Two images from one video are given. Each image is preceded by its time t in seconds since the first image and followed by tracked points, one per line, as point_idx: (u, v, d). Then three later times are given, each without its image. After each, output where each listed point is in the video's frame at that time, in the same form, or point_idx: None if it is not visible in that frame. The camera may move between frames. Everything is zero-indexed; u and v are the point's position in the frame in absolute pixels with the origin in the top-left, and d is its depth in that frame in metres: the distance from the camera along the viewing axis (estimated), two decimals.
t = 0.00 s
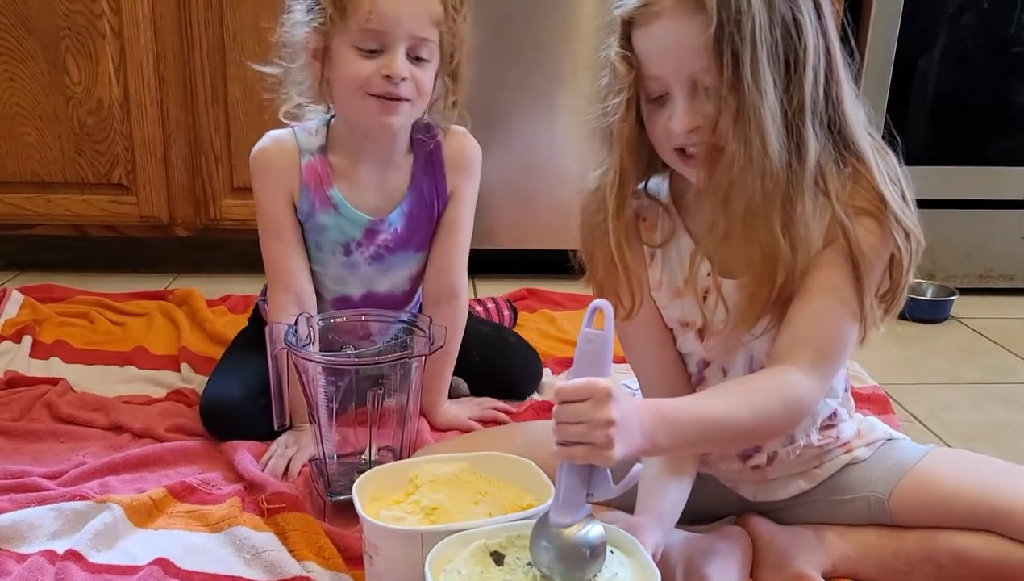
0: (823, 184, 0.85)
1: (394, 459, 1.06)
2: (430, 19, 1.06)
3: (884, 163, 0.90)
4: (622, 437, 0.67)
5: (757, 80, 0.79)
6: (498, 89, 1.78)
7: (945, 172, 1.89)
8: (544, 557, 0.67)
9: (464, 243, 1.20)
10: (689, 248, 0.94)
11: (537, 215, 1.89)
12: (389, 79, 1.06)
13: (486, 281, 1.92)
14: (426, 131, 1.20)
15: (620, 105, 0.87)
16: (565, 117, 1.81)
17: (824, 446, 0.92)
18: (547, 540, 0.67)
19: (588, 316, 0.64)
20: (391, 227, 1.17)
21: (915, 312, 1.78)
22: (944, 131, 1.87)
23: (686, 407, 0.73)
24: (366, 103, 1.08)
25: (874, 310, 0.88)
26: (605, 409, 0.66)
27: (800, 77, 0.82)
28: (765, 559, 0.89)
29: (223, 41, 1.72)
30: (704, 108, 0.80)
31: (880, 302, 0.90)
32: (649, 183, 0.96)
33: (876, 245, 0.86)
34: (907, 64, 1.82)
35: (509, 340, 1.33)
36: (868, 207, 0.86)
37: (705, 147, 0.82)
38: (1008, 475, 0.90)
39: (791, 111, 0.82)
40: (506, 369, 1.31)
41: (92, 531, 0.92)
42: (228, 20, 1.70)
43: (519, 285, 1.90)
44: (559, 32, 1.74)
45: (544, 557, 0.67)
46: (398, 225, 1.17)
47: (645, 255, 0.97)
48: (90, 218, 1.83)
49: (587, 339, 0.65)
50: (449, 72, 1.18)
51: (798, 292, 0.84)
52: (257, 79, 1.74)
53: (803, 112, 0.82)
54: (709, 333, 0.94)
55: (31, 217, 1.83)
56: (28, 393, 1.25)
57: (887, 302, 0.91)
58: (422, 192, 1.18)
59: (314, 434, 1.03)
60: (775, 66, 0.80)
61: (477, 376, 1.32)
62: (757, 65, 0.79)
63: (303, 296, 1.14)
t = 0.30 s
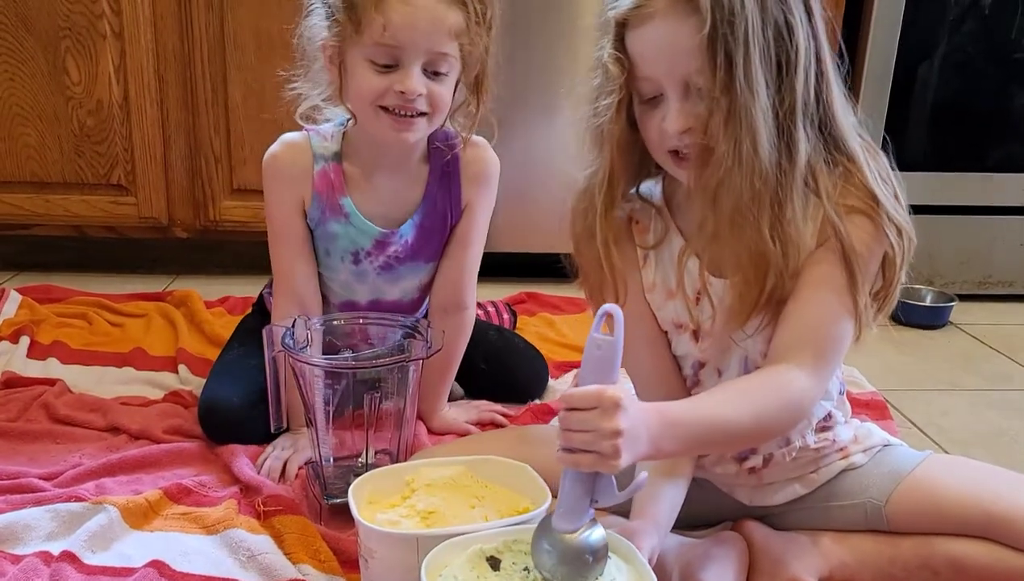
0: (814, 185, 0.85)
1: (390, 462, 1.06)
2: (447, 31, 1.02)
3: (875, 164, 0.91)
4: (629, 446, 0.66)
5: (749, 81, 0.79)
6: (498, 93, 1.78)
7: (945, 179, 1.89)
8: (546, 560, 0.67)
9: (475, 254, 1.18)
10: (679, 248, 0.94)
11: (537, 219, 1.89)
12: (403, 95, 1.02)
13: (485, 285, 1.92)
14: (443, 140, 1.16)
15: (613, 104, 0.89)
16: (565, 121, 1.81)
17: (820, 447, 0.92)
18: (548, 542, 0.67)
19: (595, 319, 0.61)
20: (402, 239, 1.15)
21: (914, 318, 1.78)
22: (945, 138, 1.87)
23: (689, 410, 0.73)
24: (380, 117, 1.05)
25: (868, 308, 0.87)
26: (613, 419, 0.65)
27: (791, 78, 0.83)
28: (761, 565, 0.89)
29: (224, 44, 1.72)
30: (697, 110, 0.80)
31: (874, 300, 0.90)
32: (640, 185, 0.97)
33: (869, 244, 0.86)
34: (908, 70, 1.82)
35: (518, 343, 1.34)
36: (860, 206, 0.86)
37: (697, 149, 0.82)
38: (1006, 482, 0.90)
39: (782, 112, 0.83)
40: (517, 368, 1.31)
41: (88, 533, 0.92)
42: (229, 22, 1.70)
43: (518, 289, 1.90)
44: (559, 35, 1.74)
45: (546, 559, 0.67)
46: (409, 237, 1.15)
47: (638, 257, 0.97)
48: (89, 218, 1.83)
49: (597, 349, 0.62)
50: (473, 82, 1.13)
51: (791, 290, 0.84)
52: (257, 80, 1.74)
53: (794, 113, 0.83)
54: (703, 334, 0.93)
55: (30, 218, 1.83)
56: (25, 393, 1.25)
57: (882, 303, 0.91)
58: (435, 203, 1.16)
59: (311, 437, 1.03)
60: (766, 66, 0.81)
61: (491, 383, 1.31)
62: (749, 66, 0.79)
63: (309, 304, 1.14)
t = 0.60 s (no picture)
0: (810, 182, 0.86)
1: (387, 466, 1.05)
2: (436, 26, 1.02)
3: (871, 163, 0.91)
4: (619, 451, 0.65)
5: (746, 77, 0.80)
6: (497, 95, 1.78)
7: (943, 183, 1.89)
8: (544, 561, 0.66)
9: (469, 252, 1.17)
10: (677, 247, 0.93)
11: (536, 222, 1.89)
12: (392, 92, 1.02)
13: (483, 288, 1.92)
14: (437, 138, 1.16)
15: (608, 103, 0.89)
16: (564, 124, 1.81)
17: (818, 448, 0.92)
18: (546, 541, 0.66)
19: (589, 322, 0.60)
20: (396, 241, 1.14)
21: (913, 322, 1.77)
22: (944, 142, 1.87)
23: (683, 408, 0.72)
24: (372, 116, 1.05)
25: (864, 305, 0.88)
26: (600, 427, 0.64)
27: (787, 75, 0.83)
28: (758, 569, 0.89)
29: (222, 45, 1.72)
30: (695, 106, 0.80)
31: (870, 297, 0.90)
32: (638, 186, 0.97)
33: (865, 240, 0.86)
34: (907, 74, 1.82)
35: (532, 345, 1.35)
36: (856, 204, 0.87)
37: (695, 147, 0.82)
38: (1004, 486, 0.89)
39: (779, 108, 0.84)
40: (531, 369, 1.32)
41: (83, 535, 0.91)
42: (228, 24, 1.70)
43: (516, 292, 1.90)
44: (558, 38, 1.75)
45: (544, 560, 0.66)
46: (403, 238, 1.14)
47: (634, 257, 0.97)
48: (87, 220, 1.83)
49: (585, 354, 0.62)
50: (464, 76, 1.12)
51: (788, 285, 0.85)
52: (255, 82, 1.74)
53: (790, 110, 0.84)
54: (700, 334, 0.93)
55: (27, 220, 1.83)
56: (21, 395, 1.25)
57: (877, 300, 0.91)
58: (429, 202, 1.15)
59: (307, 440, 1.03)
60: (763, 64, 0.82)
61: (507, 387, 1.32)
62: (746, 63, 0.80)
63: (304, 306, 1.14)
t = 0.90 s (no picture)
0: (802, 184, 0.86)
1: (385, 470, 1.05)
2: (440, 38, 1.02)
3: (863, 163, 0.91)
4: (587, 444, 0.64)
5: (740, 84, 0.80)
6: (495, 100, 1.78)
7: (941, 187, 1.90)
8: (540, 557, 0.67)
9: (472, 271, 1.15)
10: (672, 248, 0.94)
11: (535, 226, 1.89)
12: (389, 103, 1.02)
13: (482, 292, 1.92)
14: (436, 147, 1.15)
15: (605, 109, 0.88)
16: (563, 128, 1.81)
17: (815, 450, 0.92)
18: (541, 539, 0.67)
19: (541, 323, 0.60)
20: (387, 252, 1.14)
21: (911, 326, 1.77)
22: (942, 146, 1.88)
23: (669, 397, 0.72)
24: (367, 124, 1.05)
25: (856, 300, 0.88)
26: (562, 423, 0.63)
27: (781, 80, 0.83)
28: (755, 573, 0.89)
29: (221, 49, 1.72)
30: (689, 113, 0.80)
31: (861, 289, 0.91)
32: (633, 188, 0.97)
33: (857, 238, 0.86)
34: (905, 78, 1.82)
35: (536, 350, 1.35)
36: (848, 204, 0.87)
37: (689, 151, 0.82)
38: (1001, 490, 0.90)
39: (773, 114, 0.84)
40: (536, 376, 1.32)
41: (80, 540, 0.91)
42: (227, 28, 1.70)
43: (514, 296, 1.90)
44: (557, 43, 1.75)
45: (539, 555, 0.67)
46: (394, 249, 1.14)
47: (631, 257, 0.97)
48: (85, 224, 1.83)
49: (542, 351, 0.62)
50: (465, 87, 1.12)
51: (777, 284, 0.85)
52: (254, 87, 1.74)
53: (784, 115, 0.84)
54: (695, 334, 0.94)
55: (25, 223, 1.83)
56: (18, 400, 1.25)
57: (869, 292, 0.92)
58: (422, 216, 1.14)
59: (304, 444, 1.03)
60: (756, 70, 0.82)
61: (512, 393, 1.32)
62: (740, 69, 0.80)
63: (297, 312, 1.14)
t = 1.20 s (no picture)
0: (795, 184, 0.86)
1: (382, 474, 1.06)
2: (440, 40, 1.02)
3: (858, 161, 0.91)
4: (591, 439, 0.64)
5: (732, 89, 0.80)
6: (493, 103, 1.78)
7: (938, 191, 1.90)
8: (546, 552, 0.67)
9: (478, 278, 1.15)
10: (667, 248, 0.94)
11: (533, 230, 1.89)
12: (392, 108, 1.02)
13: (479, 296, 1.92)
14: (440, 151, 1.15)
15: (598, 113, 0.88)
16: (562, 133, 1.81)
17: (812, 450, 0.92)
18: (546, 535, 0.67)
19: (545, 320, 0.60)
20: (393, 257, 1.14)
21: (908, 330, 1.78)
22: (940, 150, 1.88)
23: (668, 393, 0.72)
24: (367, 129, 1.05)
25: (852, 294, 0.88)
26: (566, 417, 0.63)
27: (773, 84, 0.84)
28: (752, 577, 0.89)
29: (219, 53, 1.72)
30: (682, 117, 0.81)
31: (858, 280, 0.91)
32: (630, 192, 0.97)
33: (851, 234, 0.87)
34: (902, 82, 1.82)
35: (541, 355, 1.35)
36: (844, 200, 0.87)
37: (682, 156, 0.82)
38: (996, 493, 0.90)
39: (765, 117, 0.84)
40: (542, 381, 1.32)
41: (77, 544, 0.91)
42: (225, 32, 1.70)
43: (512, 300, 1.90)
44: (555, 48, 1.75)
45: (545, 550, 0.67)
46: (401, 254, 1.14)
47: (626, 258, 0.97)
48: (83, 228, 1.83)
49: (545, 347, 0.61)
50: (467, 89, 1.12)
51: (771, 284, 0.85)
52: (253, 91, 1.74)
53: (775, 118, 0.84)
54: (692, 333, 0.93)
55: (23, 228, 1.83)
56: (15, 404, 1.25)
57: (865, 285, 0.92)
58: (431, 222, 1.14)
59: (302, 447, 1.03)
60: (748, 73, 0.82)
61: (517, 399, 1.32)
62: (731, 74, 0.80)
63: (301, 316, 1.15)
